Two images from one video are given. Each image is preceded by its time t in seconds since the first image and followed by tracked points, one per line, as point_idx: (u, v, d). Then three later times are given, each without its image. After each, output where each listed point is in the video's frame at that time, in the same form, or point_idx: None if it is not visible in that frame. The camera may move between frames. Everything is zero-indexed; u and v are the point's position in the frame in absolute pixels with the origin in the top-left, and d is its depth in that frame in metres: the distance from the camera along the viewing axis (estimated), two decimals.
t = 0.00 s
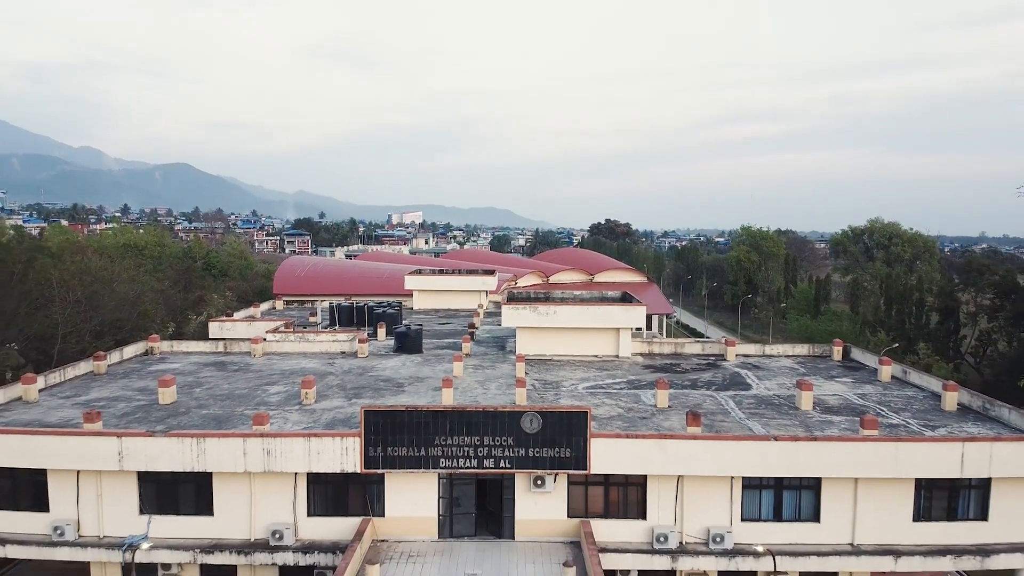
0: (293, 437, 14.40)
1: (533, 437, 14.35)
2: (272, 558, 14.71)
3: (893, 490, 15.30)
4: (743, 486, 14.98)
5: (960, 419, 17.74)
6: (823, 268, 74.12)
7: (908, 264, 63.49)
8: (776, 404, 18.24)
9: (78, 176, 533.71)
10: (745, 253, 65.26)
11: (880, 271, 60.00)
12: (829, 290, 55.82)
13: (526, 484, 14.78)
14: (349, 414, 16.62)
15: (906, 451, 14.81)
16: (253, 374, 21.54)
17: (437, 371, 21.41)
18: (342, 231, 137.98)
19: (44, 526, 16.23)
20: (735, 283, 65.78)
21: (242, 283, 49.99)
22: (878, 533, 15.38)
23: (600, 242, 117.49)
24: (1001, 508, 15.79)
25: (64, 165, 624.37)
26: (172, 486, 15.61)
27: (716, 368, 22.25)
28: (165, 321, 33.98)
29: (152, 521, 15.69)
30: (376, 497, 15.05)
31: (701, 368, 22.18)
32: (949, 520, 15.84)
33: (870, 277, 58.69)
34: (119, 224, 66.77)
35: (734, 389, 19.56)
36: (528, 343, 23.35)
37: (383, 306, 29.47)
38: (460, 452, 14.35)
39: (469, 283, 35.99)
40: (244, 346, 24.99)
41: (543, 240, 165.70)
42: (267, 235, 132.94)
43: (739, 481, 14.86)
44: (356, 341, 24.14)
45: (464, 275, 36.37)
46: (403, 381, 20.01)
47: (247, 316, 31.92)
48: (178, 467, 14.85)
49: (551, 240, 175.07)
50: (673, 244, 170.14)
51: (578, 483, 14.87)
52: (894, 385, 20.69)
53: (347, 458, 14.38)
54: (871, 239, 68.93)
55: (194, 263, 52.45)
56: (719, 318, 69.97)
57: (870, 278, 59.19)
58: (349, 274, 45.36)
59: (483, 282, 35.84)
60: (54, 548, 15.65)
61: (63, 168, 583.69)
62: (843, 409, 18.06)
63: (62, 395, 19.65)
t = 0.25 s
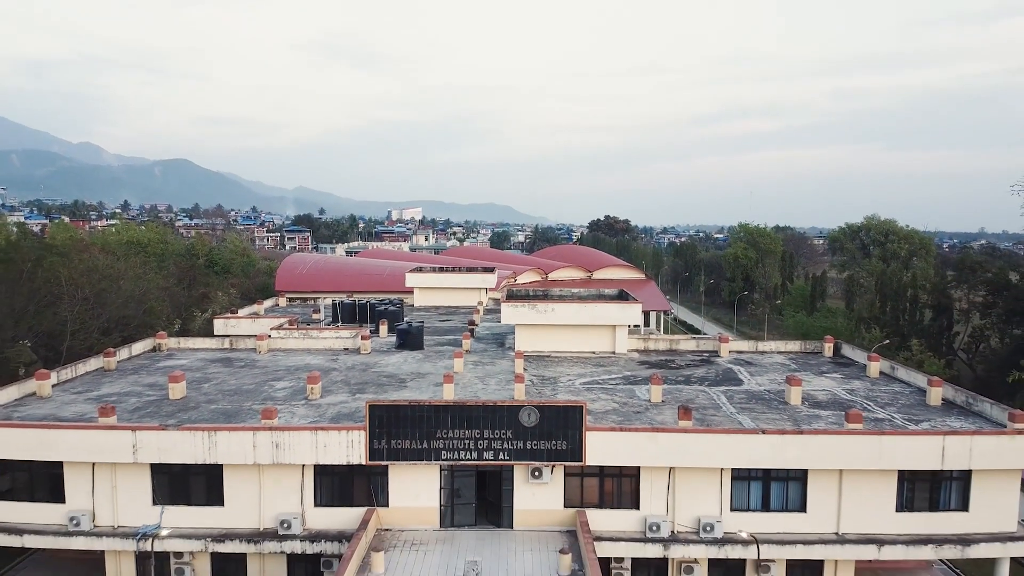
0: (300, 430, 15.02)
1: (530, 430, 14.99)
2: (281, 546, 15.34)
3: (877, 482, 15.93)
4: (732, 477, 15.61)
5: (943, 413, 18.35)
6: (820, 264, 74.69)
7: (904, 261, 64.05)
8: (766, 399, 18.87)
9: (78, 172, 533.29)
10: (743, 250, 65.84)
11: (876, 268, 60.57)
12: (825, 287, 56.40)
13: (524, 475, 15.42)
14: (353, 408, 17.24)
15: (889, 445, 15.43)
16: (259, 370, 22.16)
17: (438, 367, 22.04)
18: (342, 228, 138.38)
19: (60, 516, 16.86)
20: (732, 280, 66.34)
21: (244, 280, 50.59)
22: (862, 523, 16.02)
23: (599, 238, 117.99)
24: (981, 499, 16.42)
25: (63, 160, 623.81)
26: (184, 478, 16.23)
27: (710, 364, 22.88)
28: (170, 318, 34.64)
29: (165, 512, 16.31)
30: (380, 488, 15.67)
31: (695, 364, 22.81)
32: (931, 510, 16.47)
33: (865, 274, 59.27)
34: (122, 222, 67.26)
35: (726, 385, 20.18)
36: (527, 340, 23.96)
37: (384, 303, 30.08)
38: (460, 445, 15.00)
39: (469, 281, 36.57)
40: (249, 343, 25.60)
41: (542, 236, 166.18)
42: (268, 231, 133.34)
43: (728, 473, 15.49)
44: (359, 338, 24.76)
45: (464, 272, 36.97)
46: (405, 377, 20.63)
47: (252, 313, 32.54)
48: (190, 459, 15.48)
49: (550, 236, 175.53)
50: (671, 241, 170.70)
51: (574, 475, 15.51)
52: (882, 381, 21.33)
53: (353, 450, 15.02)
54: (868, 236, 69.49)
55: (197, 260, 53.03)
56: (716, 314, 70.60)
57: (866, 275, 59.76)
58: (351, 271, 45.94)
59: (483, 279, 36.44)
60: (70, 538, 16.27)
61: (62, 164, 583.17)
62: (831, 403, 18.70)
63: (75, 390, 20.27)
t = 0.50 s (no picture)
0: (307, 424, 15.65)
1: (528, 424, 15.61)
2: (289, 535, 15.97)
3: (862, 473, 16.56)
4: (722, 469, 16.25)
5: (928, 408, 18.97)
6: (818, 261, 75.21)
7: (900, 258, 64.54)
8: (757, 394, 19.51)
9: (77, 168, 533.05)
10: (740, 247, 66.37)
11: (872, 265, 61.10)
12: (821, 283, 56.95)
13: (523, 467, 16.05)
14: (358, 403, 17.88)
15: (872, 437, 16.06)
16: (265, 366, 22.78)
17: (439, 363, 22.67)
18: (343, 224, 138.85)
19: (75, 507, 17.50)
20: (729, 277, 66.91)
21: (247, 277, 51.21)
22: (848, 513, 16.66)
23: (598, 235, 118.50)
24: (964, 490, 17.02)
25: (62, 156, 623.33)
26: (195, 470, 16.87)
27: (704, 360, 23.51)
28: (175, 315, 35.34)
29: (176, 503, 16.93)
30: (384, 479, 16.31)
31: (689, 360, 23.44)
32: (914, 500, 17.08)
33: (862, 271, 59.80)
34: (125, 219, 67.81)
35: (719, 380, 20.81)
36: (526, 336, 24.57)
37: (386, 300, 30.68)
38: (461, 438, 15.63)
39: (469, 278, 37.14)
40: (254, 340, 26.22)
41: (542, 233, 166.65)
42: (268, 227, 133.83)
43: (718, 465, 16.13)
44: (362, 334, 25.39)
45: (465, 270, 37.55)
46: (407, 373, 21.25)
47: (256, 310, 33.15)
48: (201, 452, 16.11)
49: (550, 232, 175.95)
50: (670, 237, 171.13)
51: (570, 467, 16.14)
52: (870, 376, 21.96)
53: (358, 443, 15.66)
54: (864, 233, 70.05)
55: (200, 257, 53.67)
56: (714, 310, 71.20)
57: (862, 271, 60.27)
58: (352, 268, 46.52)
59: (483, 277, 37.03)
60: (85, 527, 16.92)
61: (61, 160, 582.87)
62: (819, 398, 19.34)
63: (87, 385, 20.90)
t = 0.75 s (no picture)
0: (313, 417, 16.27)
1: (526, 416, 16.24)
2: (296, 523, 16.62)
3: (847, 464, 17.21)
4: (712, 459, 16.90)
5: (913, 401, 19.61)
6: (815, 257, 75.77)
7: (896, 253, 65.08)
8: (748, 387, 20.15)
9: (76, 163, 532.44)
10: (737, 243, 66.90)
11: (868, 260, 61.64)
12: (817, 279, 57.51)
13: (521, 457, 16.70)
14: (362, 396, 18.50)
15: (857, 430, 16.71)
16: (270, 360, 23.39)
17: (439, 358, 23.29)
18: (342, 219, 139.28)
19: (89, 496, 18.13)
20: (727, 272, 67.48)
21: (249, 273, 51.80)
22: (833, 502, 17.32)
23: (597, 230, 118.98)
24: (946, 480, 17.64)
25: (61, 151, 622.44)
26: (205, 461, 17.52)
27: (697, 355, 24.14)
28: (180, 311, 35.96)
29: (187, 492, 17.58)
30: (388, 469, 16.95)
31: (683, 355, 24.08)
32: (898, 490, 17.70)
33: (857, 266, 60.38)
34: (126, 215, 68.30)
35: (711, 374, 21.45)
36: (524, 332, 25.18)
37: (387, 296, 31.28)
38: (462, 430, 16.27)
39: (468, 274, 37.72)
40: (259, 335, 26.83)
41: (541, 228, 167.05)
42: (269, 222, 134.27)
43: (709, 456, 16.78)
44: (364, 330, 26.00)
45: (465, 266, 38.13)
46: (409, 367, 21.87)
47: (259, 306, 33.75)
48: (211, 443, 16.74)
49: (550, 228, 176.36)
50: (669, 232, 171.67)
51: (566, 457, 16.78)
52: (859, 371, 22.60)
53: (362, 435, 16.30)
54: (861, 229, 70.56)
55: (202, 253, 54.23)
56: (712, 305, 71.80)
57: (858, 267, 60.82)
58: (353, 264, 47.08)
59: (482, 273, 37.62)
60: (99, 516, 17.56)
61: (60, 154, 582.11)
62: (808, 391, 19.99)
63: (98, 379, 21.51)
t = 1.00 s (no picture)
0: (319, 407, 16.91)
1: (524, 407, 16.89)
2: (303, 510, 17.28)
3: (833, 453, 17.86)
4: (703, 449, 17.56)
5: (899, 393, 20.25)
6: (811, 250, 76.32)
7: (892, 247, 65.61)
8: (740, 379, 20.79)
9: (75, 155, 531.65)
10: (735, 237, 67.43)
11: (864, 254, 62.20)
12: (813, 273, 58.06)
13: (519, 447, 17.35)
14: (365, 388, 19.15)
15: (842, 420, 17.36)
16: (275, 353, 24.01)
17: (440, 351, 23.90)
18: (342, 212, 139.69)
19: (102, 485, 18.77)
20: (724, 266, 68.06)
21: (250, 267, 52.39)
22: (820, 490, 17.98)
23: (596, 223, 119.44)
24: (929, 469, 18.29)
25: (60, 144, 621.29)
26: (214, 450, 18.15)
27: (691, 348, 24.78)
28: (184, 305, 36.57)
29: (197, 481, 18.22)
30: (390, 458, 17.59)
31: (677, 348, 24.73)
32: (883, 478, 18.34)
33: (853, 260, 60.94)
34: (129, 209, 68.78)
35: (704, 366, 22.10)
36: (523, 326, 25.79)
37: (388, 291, 31.86)
38: (462, 420, 16.93)
39: (468, 269, 38.29)
40: (263, 328, 27.46)
41: (540, 221, 167.44)
42: (269, 216, 134.72)
43: (700, 445, 17.44)
44: (366, 323, 26.62)
45: (464, 261, 38.71)
46: (410, 360, 22.49)
47: (263, 300, 34.35)
48: (221, 433, 17.38)
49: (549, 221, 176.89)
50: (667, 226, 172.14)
51: (563, 447, 17.44)
52: (848, 363, 23.25)
53: (367, 425, 16.96)
54: (858, 223, 71.10)
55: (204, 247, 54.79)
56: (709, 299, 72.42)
57: (853, 261, 61.36)
58: (353, 258, 47.60)
59: (482, 268, 38.19)
60: (112, 504, 18.20)
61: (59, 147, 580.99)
62: (797, 383, 20.63)
63: (108, 372, 22.14)
